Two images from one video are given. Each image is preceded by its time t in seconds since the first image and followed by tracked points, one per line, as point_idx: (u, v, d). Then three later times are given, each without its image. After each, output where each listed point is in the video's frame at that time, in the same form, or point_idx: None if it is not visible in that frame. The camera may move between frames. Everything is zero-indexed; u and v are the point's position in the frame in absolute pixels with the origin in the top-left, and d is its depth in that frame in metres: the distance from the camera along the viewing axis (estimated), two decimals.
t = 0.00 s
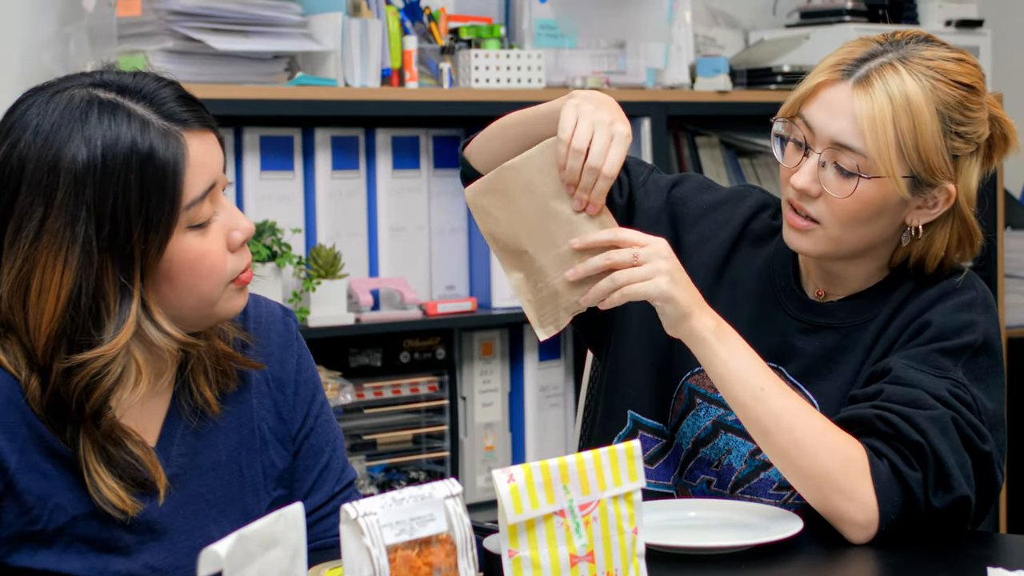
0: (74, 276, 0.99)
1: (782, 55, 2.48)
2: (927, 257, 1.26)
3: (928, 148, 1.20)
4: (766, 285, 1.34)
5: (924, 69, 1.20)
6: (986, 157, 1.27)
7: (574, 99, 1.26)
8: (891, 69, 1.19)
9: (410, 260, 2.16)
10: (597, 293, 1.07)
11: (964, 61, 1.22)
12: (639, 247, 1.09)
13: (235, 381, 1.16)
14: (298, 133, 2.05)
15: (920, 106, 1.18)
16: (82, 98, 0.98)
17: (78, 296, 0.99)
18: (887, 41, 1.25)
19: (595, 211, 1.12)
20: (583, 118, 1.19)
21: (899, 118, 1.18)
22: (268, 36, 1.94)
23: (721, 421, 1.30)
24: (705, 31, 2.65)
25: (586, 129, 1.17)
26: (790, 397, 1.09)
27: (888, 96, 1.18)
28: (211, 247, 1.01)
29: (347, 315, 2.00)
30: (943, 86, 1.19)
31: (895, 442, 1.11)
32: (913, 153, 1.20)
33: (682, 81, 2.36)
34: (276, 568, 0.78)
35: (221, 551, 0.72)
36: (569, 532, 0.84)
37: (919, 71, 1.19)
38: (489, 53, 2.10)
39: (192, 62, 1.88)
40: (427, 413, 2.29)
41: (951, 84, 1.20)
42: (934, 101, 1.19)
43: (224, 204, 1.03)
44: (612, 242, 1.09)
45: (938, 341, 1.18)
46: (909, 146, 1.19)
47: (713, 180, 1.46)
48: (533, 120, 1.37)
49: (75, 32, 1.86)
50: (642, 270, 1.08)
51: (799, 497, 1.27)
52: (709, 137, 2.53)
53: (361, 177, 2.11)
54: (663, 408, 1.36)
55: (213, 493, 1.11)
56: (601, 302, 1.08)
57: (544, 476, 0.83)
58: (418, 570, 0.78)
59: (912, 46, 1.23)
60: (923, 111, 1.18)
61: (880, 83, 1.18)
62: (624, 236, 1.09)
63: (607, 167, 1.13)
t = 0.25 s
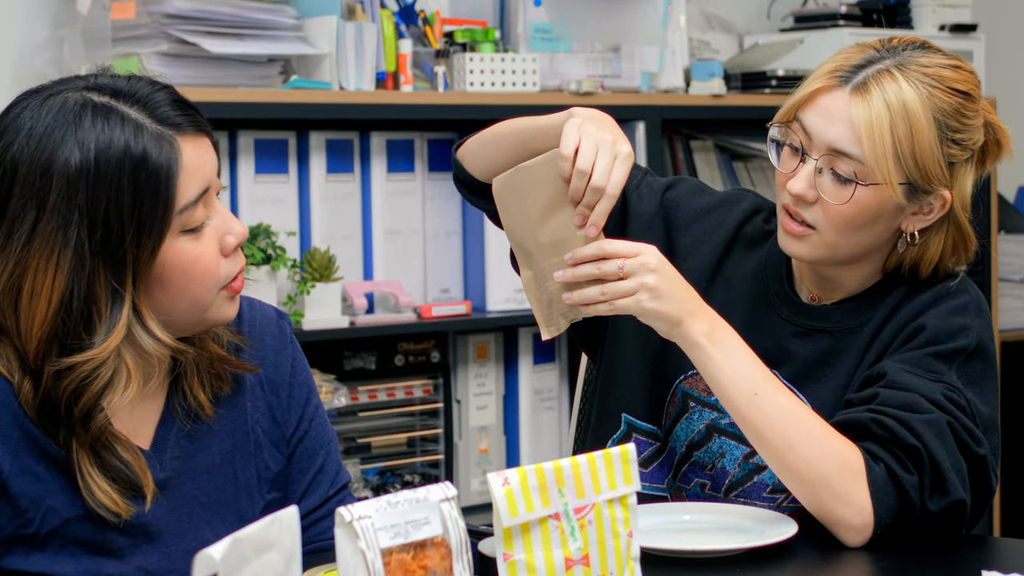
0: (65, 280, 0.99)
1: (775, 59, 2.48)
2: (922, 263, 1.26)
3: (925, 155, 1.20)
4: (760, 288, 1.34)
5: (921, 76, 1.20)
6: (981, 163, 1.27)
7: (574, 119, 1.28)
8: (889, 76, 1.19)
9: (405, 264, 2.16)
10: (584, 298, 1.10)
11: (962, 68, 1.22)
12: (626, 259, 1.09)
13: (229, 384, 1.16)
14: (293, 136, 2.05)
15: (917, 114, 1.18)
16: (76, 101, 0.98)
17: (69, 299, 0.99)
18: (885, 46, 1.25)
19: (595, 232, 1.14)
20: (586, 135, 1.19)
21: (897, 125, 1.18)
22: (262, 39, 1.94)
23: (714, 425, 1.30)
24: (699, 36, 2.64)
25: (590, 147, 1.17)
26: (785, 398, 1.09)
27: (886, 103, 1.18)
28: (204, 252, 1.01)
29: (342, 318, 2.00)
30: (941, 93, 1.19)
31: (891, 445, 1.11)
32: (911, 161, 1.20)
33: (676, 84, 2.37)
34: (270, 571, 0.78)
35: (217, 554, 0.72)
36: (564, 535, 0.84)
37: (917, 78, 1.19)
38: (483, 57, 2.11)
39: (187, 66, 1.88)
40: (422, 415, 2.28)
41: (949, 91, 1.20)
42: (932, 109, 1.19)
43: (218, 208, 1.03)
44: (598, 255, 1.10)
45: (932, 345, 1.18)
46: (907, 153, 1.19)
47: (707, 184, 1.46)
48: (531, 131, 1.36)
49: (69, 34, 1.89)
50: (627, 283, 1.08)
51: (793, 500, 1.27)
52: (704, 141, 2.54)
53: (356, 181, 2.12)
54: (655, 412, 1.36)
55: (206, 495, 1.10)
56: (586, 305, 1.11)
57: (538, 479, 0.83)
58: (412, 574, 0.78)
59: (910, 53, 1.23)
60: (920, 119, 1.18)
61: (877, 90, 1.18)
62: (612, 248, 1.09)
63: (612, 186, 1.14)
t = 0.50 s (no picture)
0: (66, 280, 0.98)
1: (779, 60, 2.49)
2: (925, 265, 1.26)
3: (927, 157, 1.20)
4: (762, 289, 1.34)
5: (922, 78, 1.20)
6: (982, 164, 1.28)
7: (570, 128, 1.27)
8: (889, 79, 1.19)
9: (408, 265, 2.16)
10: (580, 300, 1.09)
11: (963, 69, 1.22)
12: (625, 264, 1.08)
13: (233, 385, 1.15)
14: (295, 137, 2.05)
15: (918, 116, 1.18)
16: (79, 102, 0.98)
17: (70, 300, 0.99)
18: (885, 48, 1.25)
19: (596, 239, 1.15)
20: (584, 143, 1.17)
21: (898, 129, 1.19)
22: (265, 40, 1.94)
23: (717, 425, 1.30)
24: (701, 36, 2.66)
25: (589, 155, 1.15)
26: (783, 403, 1.09)
27: (886, 106, 1.18)
28: (206, 252, 1.01)
29: (344, 319, 1.99)
30: (941, 95, 1.19)
31: (892, 445, 1.11)
32: (912, 163, 1.20)
33: (679, 85, 2.36)
34: (277, 572, 0.78)
35: (223, 555, 0.72)
36: (569, 537, 0.84)
37: (917, 81, 1.20)
38: (486, 58, 2.10)
39: (190, 66, 1.88)
40: (424, 417, 2.28)
41: (950, 93, 1.20)
42: (933, 111, 1.19)
43: (220, 209, 1.03)
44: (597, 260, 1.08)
45: (933, 344, 1.18)
46: (908, 156, 1.20)
47: (710, 185, 1.46)
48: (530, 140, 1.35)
49: (72, 35, 1.87)
50: (622, 289, 1.08)
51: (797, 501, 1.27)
52: (706, 142, 2.54)
53: (358, 182, 2.11)
54: (657, 413, 1.36)
55: (212, 496, 1.10)
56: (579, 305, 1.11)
57: (543, 481, 0.83)
58: None
59: (910, 55, 1.23)
60: (921, 121, 1.19)
61: (878, 93, 1.18)
62: (610, 253, 1.08)
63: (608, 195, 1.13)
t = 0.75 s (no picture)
0: (71, 280, 0.99)
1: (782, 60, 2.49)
2: (930, 264, 1.25)
3: (931, 157, 1.20)
4: (766, 289, 1.35)
5: (925, 78, 1.20)
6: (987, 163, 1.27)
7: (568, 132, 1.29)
8: (892, 79, 1.20)
9: (411, 265, 2.16)
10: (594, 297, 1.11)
11: (966, 68, 1.22)
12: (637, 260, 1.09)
13: (239, 384, 1.16)
14: (299, 138, 2.05)
15: (922, 116, 1.18)
16: (83, 102, 0.98)
17: (74, 300, 0.99)
18: (888, 48, 1.25)
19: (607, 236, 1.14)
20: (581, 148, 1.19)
21: (902, 129, 1.18)
22: (269, 40, 1.94)
23: (721, 425, 1.30)
24: (705, 36, 2.63)
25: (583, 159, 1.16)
26: (785, 407, 1.09)
27: (890, 106, 1.18)
28: (210, 253, 1.01)
29: (348, 319, 1.99)
30: (945, 95, 1.19)
31: (897, 445, 1.11)
32: (916, 163, 1.20)
33: (682, 85, 2.37)
34: (282, 573, 0.78)
35: (229, 556, 0.72)
36: (575, 537, 0.84)
37: (921, 81, 1.20)
38: (490, 58, 2.10)
39: (195, 67, 1.88)
40: (428, 417, 2.27)
41: (954, 92, 1.20)
42: (936, 111, 1.19)
43: (224, 210, 1.04)
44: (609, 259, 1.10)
45: (938, 344, 1.18)
46: (912, 156, 1.20)
47: (714, 185, 1.46)
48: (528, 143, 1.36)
49: (76, 37, 1.90)
50: (636, 282, 1.08)
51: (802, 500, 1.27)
52: (710, 141, 2.53)
53: (362, 182, 2.12)
54: (662, 414, 1.36)
55: (218, 496, 1.10)
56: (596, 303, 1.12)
57: (549, 481, 0.83)
58: None
59: (913, 54, 1.23)
60: (925, 121, 1.18)
61: (882, 93, 1.18)
62: (624, 250, 1.10)
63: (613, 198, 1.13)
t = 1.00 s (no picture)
0: (71, 279, 0.99)
1: (782, 58, 2.47)
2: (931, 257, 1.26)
3: (926, 149, 1.20)
4: (766, 289, 1.34)
5: (918, 70, 1.20)
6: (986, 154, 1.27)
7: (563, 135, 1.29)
8: (885, 72, 1.20)
9: (412, 264, 2.16)
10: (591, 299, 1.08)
11: (959, 60, 1.22)
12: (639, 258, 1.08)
13: (239, 383, 1.15)
14: (299, 137, 2.05)
15: (916, 108, 1.19)
16: (82, 101, 0.98)
17: (74, 298, 0.99)
18: (881, 43, 1.26)
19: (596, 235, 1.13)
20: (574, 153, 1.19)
21: (896, 122, 1.19)
22: (268, 39, 1.94)
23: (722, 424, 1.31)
24: (705, 35, 2.68)
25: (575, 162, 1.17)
26: (783, 408, 1.09)
27: (883, 99, 1.19)
28: (210, 251, 1.01)
29: (349, 318, 1.99)
30: (938, 86, 1.20)
31: (898, 445, 1.11)
32: (912, 155, 1.20)
33: (682, 84, 2.37)
34: (282, 571, 0.78)
35: (228, 554, 0.72)
36: (575, 535, 0.84)
37: (914, 73, 1.20)
38: (490, 57, 2.11)
39: (194, 67, 1.88)
40: (428, 416, 2.27)
41: (946, 83, 1.20)
42: (930, 102, 1.19)
43: (223, 208, 1.04)
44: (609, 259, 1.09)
45: (939, 343, 1.18)
46: (907, 148, 1.20)
47: (716, 185, 1.46)
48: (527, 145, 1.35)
49: (76, 36, 1.89)
50: (640, 279, 1.07)
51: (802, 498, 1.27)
52: (710, 140, 2.53)
53: (362, 181, 2.12)
54: (663, 413, 1.36)
55: (218, 495, 1.10)
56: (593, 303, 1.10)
57: (548, 479, 0.83)
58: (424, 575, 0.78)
59: (905, 47, 1.24)
60: (919, 112, 1.19)
61: (875, 86, 1.19)
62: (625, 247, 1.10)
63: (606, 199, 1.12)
